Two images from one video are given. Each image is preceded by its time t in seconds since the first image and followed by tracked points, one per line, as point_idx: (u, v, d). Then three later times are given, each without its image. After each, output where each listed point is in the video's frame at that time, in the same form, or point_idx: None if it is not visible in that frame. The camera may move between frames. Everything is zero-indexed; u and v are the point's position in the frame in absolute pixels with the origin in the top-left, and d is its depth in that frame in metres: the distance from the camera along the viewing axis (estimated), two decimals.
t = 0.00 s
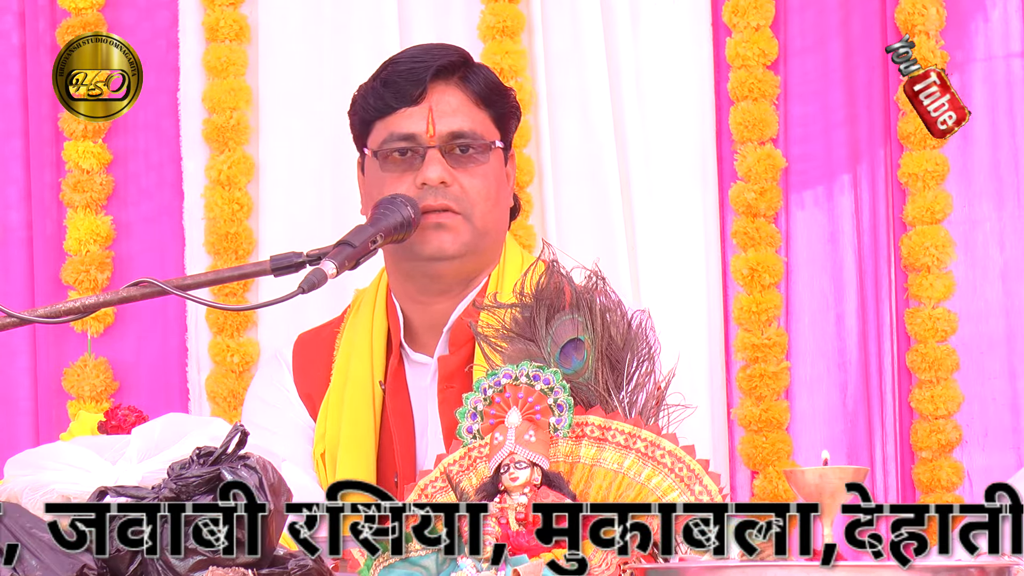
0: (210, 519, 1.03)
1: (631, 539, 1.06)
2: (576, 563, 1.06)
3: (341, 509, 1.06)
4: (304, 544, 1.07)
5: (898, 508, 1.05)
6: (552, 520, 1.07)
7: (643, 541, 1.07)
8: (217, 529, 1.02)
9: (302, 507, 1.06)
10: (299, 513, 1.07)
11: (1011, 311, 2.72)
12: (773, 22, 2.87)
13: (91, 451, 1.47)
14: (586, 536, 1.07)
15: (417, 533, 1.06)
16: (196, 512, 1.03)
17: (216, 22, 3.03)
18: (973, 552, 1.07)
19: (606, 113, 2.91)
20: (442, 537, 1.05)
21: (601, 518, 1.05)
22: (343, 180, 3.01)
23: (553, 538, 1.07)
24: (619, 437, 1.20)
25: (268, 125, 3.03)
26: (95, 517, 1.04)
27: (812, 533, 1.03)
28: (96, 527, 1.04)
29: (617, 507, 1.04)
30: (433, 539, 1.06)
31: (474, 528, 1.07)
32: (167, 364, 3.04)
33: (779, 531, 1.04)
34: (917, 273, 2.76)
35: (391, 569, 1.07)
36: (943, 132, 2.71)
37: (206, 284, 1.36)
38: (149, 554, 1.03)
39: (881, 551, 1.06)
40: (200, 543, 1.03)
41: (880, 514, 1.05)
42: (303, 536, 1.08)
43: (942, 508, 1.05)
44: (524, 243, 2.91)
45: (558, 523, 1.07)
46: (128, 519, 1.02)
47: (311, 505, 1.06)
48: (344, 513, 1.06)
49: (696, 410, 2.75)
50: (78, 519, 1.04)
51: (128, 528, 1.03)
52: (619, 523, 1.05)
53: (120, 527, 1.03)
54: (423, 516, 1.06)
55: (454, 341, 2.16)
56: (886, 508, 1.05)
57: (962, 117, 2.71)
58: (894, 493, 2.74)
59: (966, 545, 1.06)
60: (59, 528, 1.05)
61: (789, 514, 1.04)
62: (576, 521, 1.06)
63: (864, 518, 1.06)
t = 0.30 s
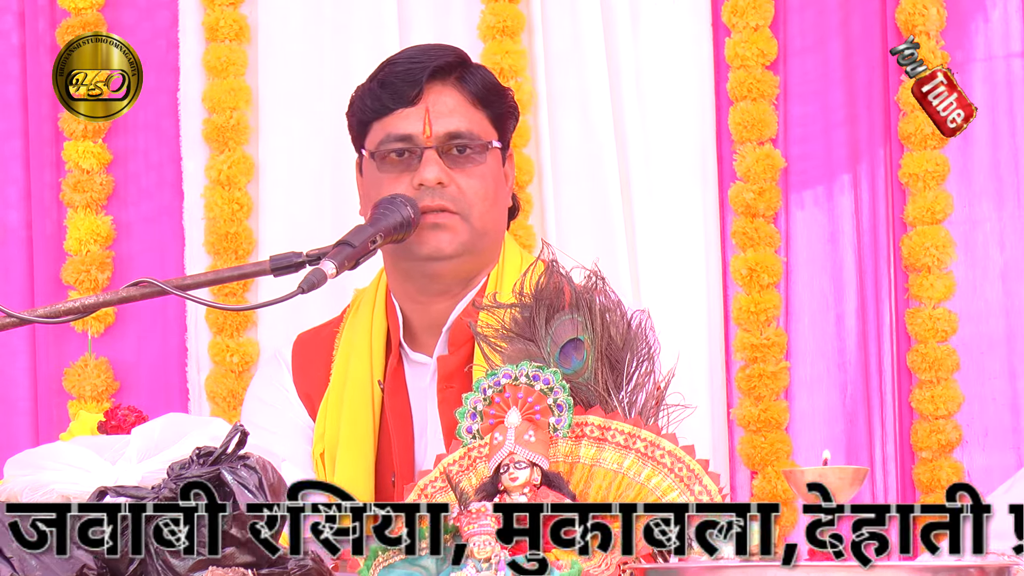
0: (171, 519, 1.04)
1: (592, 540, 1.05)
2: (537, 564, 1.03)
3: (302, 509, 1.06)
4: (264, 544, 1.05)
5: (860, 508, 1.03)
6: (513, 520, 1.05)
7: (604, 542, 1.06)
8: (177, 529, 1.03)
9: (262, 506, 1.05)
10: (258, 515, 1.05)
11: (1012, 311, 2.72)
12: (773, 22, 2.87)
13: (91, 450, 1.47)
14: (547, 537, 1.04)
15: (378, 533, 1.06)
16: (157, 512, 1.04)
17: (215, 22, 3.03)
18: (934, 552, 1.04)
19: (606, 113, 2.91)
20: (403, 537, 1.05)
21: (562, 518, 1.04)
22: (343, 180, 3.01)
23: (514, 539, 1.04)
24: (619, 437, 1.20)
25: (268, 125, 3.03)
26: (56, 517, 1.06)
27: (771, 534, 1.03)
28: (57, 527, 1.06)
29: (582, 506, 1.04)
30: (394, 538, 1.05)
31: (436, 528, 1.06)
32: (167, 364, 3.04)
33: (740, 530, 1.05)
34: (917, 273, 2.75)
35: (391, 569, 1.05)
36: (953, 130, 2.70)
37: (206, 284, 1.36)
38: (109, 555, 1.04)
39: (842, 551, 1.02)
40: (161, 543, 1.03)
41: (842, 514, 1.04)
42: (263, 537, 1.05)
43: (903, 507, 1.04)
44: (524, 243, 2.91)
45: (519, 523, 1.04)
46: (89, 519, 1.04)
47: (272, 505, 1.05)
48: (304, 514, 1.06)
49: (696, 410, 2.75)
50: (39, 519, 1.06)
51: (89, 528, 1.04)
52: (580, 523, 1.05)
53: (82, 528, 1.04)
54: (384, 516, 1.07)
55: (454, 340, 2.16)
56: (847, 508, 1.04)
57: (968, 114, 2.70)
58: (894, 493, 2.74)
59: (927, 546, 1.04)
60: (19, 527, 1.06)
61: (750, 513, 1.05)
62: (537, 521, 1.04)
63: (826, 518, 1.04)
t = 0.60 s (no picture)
0: (132, 519, 1.03)
1: (553, 539, 1.04)
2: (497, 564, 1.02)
3: (262, 509, 1.04)
4: (226, 544, 1.04)
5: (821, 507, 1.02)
6: (473, 520, 1.05)
7: (566, 543, 1.05)
8: (138, 529, 1.03)
9: (222, 506, 1.04)
10: (220, 515, 1.05)
11: (1012, 311, 2.72)
12: (773, 22, 2.87)
13: (91, 450, 1.47)
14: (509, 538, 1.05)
15: (338, 534, 1.05)
16: (119, 512, 1.04)
17: (215, 22, 3.03)
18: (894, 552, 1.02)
19: (606, 113, 2.91)
20: (364, 537, 1.05)
21: (523, 517, 1.05)
22: (343, 180, 3.01)
23: (475, 539, 1.05)
24: (618, 437, 1.19)
25: (267, 125, 3.03)
26: (16, 517, 1.06)
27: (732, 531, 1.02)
28: (17, 527, 1.06)
29: (540, 505, 1.05)
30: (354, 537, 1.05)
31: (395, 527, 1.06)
32: (167, 364, 3.04)
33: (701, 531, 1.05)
34: (917, 273, 2.75)
35: (391, 569, 1.05)
36: (958, 128, 2.68)
37: (205, 284, 1.36)
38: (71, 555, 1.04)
39: (803, 551, 1.00)
40: (121, 542, 1.03)
41: (802, 514, 1.02)
42: (224, 536, 1.04)
43: (864, 508, 1.03)
44: (524, 243, 2.90)
45: (480, 523, 1.05)
46: (51, 518, 1.04)
47: (233, 504, 1.04)
48: (265, 514, 1.04)
49: (696, 410, 2.75)
50: None
51: (51, 528, 1.05)
52: (541, 523, 1.05)
53: (44, 528, 1.05)
54: (345, 516, 1.06)
55: (454, 339, 2.16)
56: (808, 508, 1.02)
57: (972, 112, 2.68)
58: (894, 494, 2.73)
59: (887, 546, 1.01)
60: None
61: (711, 514, 1.04)
62: (497, 521, 1.05)
63: (787, 518, 1.02)
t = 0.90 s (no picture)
0: (94, 519, 1.06)
1: (514, 538, 1.03)
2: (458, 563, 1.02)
3: (223, 509, 1.03)
4: (185, 544, 1.04)
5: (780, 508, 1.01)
6: (433, 520, 1.04)
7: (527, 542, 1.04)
8: (99, 529, 1.06)
9: (184, 506, 1.04)
10: (181, 515, 1.05)
11: (1012, 311, 2.72)
12: (773, 22, 2.87)
13: (90, 450, 1.47)
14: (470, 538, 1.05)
15: (298, 533, 1.06)
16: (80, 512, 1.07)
17: (215, 22, 3.03)
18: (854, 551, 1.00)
19: (606, 113, 2.91)
20: (324, 537, 1.06)
21: (483, 517, 1.05)
22: (343, 180, 3.01)
23: (435, 539, 1.03)
24: (618, 437, 1.20)
25: (268, 125, 3.04)
26: None
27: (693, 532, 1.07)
28: None
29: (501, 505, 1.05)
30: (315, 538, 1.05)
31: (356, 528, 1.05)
32: (167, 363, 3.04)
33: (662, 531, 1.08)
34: (917, 273, 2.75)
35: (390, 570, 1.01)
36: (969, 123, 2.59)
37: (206, 284, 1.36)
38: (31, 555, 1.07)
39: (764, 551, 1.02)
40: (82, 543, 1.06)
41: (763, 513, 1.02)
42: (184, 537, 1.04)
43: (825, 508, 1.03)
44: (524, 243, 2.90)
45: (440, 523, 1.04)
46: (11, 519, 1.07)
47: (194, 504, 1.04)
48: (226, 515, 1.04)
49: (696, 410, 2.75)
50: None
51: (12, 528, 1.07)
52: (501, 523, 1.05)
53: (5, 528, 1.07)
54: (305, 516, 1.06)
55: (453, 339, 2.15)
56: (769, 507, 1.02)
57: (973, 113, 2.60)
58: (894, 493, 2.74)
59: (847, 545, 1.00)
60: None
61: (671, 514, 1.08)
62: (458, 520, 1.04)
63: (748, 518, 1.03)
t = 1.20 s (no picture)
0: (54, 518, 1.04)
1: (474, 540, 0.99)
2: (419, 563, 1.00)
3: (183, 509, 1.02)
4: (146, 544, 1.02)
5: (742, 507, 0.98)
6: (394, 520, 1.00)
7: (488, 543, 1.00)
8: (60, 529, 1.03)
9: (144, 506, 1.03)
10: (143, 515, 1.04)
11: (1012, 311, 2.72)
12: (773, 22, 2.87)
13: (91, 451, 1.46)
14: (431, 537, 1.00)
15: (259, 534, 1.02)
16: (41, 512, 1.04)
17: (215, 22, 3.03)
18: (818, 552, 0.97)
19: (606, 112, 2.91)
20: (284, 538, 1.01)
21: (443, 517, 0.99)
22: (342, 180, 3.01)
23: (396, 539, 1.00)
24: (619, 437, 1.19)
25: (267, 125, 3.03)
26: None
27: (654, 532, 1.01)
28: None
29: (461, 505, 0.99)
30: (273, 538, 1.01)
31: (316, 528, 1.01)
32: (167, 363, 3.04)
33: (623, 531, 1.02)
34: (917, 273, 2.75)
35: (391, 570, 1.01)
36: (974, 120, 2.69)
37: (206, 284, 1.36)
38: None
39: (726, 551, 0.96)
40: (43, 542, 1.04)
41: (724, 514, 0.98)
42: (145, 537, 1.03)
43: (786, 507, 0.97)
44: (524, 243, 2.90)
45: (401, 523, 1.00)
46: None
47: (154, 504, 1.03)
48: (187, 514, 1.02)
49: (696, 410, 2.75)
50: None
51: None
52: (462, 522, 1.00)
53: None
54: (266, 516, 1.02)
55: (450, 341, 2.17)
56: (730, 507, 0.99)
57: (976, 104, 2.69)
58: (895, 493, 2.74)
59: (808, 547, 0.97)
60: None
61: (632, 514, 1.02)
62: (419, 520, 1.00)
63: (709, 518, 0.99)
